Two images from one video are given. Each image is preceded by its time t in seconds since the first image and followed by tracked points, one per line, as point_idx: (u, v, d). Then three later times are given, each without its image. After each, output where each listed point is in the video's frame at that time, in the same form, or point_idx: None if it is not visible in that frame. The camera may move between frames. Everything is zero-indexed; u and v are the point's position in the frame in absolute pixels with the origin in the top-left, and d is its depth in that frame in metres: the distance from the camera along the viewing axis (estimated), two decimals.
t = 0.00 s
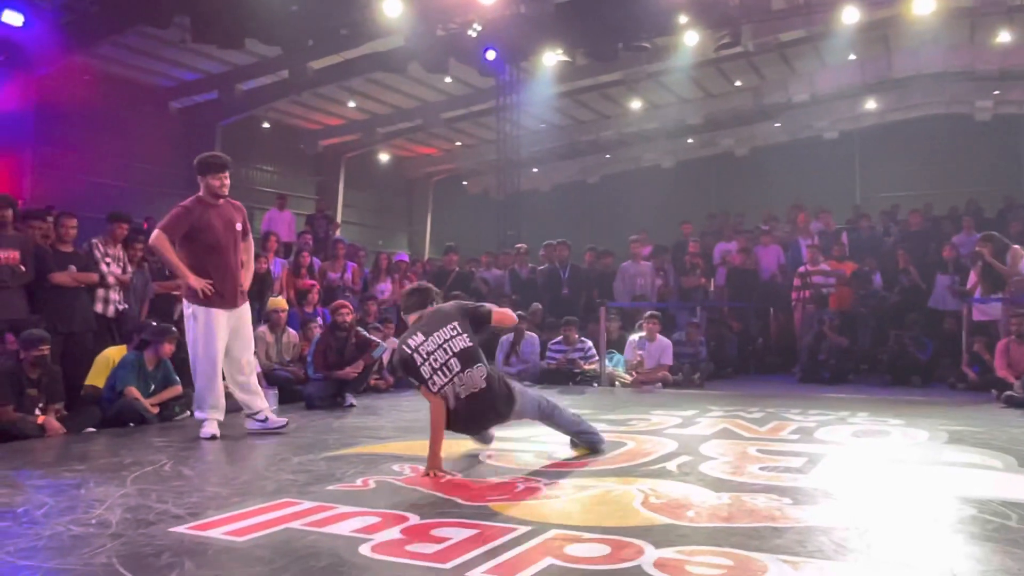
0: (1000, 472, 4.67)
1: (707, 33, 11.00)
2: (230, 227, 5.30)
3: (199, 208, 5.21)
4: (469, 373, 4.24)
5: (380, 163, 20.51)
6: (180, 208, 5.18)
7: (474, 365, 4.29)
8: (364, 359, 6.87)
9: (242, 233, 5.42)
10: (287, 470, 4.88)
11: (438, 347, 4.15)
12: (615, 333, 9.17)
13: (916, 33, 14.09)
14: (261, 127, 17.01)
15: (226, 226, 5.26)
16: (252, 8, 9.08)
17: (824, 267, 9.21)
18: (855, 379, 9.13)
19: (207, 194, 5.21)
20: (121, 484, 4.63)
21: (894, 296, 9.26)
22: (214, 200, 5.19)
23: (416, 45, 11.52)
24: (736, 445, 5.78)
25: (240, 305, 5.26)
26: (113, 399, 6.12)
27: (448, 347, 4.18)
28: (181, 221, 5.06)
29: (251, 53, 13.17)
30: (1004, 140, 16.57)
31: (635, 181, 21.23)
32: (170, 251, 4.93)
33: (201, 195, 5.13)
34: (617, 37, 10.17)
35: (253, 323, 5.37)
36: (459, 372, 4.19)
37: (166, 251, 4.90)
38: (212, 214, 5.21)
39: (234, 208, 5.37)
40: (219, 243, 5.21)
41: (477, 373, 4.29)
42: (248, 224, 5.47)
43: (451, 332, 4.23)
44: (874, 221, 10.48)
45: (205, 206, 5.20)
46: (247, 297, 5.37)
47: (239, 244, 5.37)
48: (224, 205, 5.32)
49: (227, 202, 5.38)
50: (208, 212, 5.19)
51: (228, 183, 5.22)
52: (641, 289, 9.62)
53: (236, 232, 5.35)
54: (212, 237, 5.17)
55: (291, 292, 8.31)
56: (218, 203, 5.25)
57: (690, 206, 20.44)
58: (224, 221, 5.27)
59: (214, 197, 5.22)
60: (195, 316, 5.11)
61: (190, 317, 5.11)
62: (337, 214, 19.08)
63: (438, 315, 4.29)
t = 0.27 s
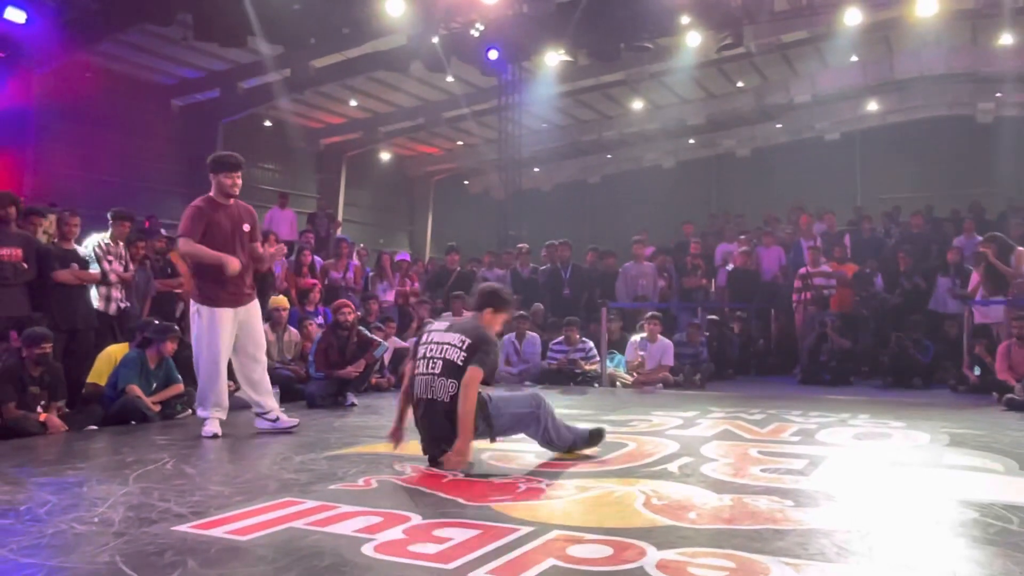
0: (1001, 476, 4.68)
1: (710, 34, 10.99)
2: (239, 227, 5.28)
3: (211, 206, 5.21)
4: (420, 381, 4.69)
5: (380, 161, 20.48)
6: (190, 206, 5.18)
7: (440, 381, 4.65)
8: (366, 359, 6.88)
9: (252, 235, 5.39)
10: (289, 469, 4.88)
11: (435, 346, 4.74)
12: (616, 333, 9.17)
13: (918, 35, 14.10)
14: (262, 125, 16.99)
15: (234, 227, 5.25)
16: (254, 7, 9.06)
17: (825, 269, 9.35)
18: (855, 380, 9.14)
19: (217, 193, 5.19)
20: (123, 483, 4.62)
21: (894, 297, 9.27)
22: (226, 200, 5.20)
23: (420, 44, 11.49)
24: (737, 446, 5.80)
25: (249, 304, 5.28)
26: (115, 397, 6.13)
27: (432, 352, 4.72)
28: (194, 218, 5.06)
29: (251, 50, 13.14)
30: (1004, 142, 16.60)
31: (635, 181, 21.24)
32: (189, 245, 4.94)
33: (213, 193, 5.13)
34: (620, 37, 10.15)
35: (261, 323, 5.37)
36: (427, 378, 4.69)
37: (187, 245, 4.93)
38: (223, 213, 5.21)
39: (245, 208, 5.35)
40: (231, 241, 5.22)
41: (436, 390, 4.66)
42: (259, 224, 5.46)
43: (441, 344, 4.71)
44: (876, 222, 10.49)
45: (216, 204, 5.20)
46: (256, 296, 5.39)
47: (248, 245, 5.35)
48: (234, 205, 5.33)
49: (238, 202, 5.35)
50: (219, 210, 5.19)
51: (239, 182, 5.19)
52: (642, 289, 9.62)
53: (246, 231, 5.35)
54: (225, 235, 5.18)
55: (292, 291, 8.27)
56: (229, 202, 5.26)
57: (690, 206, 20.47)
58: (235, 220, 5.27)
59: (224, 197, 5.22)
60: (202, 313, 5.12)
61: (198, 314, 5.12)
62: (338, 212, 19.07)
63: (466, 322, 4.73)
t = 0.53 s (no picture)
0: (1000, 478, 4.69)
1: (711, 34, 10.97)
2: (253, 227, 5.28)
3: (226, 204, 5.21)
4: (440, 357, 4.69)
5: (381, 160, 20.46)
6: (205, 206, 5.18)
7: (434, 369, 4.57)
8: (365, 358, 6.89)
9: (266, 234, 5.39)
10: (289, 468, 4.88)
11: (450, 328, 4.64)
12: (616, 333, 9.17)
13: (920, 36, 14.07)
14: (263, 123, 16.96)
15: (248, 226, 5.25)
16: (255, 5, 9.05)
17: (825, 271, 9.35)
18: (855, 381, 9.15)
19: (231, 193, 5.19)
20: (123, 481, 4.62)
21: (894, 298, 9.27)
22: (241, 198, 5.19)
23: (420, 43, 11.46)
24: (736, 447, 5.80)
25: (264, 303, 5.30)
26: (115, 395, 6.14)
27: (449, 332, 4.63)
28: (211, 216, 5.06)
29: (251, 47, 13.13)
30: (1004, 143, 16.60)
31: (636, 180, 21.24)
32: (212, 241, 4.96)
33: (227, 192, 5.13)
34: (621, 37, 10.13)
35: (270, 323, 5.36)
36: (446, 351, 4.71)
37: (211, 240, 4.95)
38: (238, 211, 5.22)
39: (258, 208, 5.35)
40: (247, 240, 5.23)
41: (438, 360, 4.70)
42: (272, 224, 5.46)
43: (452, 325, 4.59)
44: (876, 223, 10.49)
45: (231, 203, 5.20)
46: (268, 295, 5.40)
47: (262, 244, 5.35)
48: (248, 205, 5.33)
49: (251, 202, 5.36)
50: (235, 209, 5.20)
51: (252, 181, 5.19)
52: (642, 289, 9.61)
53: (260, 231, 5.35)
54: (241, 234, 5.19)
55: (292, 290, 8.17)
56: (244, 201, 5.27)
57: (690, 205, 20.47)
58: (249, 219, 5.28)
59: (238, 196, 5.22)
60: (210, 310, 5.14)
61: (208, 312, 5.13)
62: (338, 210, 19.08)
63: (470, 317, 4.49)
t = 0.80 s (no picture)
0: (994, 478, 4.70)
1: (709, 34, 10.96)
2: (270, 226, 5.30)
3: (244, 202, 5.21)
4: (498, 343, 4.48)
5: (379, 159, 20.45)
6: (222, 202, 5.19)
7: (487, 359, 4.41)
8: (363, 357, 6.84)
9: (282, 234, 5.40)
10: (285, 467, 4.88)
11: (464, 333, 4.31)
12: (613, 333, 9.18)
13: (918, 37, 14.08)
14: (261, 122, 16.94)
15: (264, 225, 5.26)
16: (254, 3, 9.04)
17: (821, 271, 9.28)
18: (852, 381, 9.16)
19: (248, 190, 5.20)
20: (119, 479, 4.62)
21: (891, 299, 9.28)
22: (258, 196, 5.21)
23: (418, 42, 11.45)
24: (732, 447, 5.81)
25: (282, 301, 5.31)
26: (111, 393, 6.15)
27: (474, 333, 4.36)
28: (229, 214, 5.07)
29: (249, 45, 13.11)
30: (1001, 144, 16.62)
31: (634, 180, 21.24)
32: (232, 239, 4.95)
33: (245, 190, 5.13)
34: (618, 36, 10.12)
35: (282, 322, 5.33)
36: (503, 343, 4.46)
37: (233, 237, 4.95)
38: (255, 209, 5.22)
39: (275, 207, 5.37)
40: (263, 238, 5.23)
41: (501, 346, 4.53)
42: (288, 224, 5.48)
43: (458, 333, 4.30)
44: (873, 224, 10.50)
45: (249, 201, 5.21)
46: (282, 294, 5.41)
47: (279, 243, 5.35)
48: (265, 204, 5.35)
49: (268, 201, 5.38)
50: (253, 207, 5.21)
51: (269, 180, 5.21)
52: (640, 290, 9.61)
53: (276, 230, 5.36)
54: (259, 232, 5.20)
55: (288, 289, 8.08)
56: (261, 199, 5.28)
57: (688, 205, 20.48)
58: (265, 218, 5.29)
59: (255, 194, 5.23)
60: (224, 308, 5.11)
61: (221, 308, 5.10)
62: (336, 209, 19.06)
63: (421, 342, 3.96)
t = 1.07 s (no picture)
0: (995, 482, 4.70)
1: (711, 37, 10.97)
2: (283, 227, 5.32)
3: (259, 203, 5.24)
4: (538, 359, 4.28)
5: (380, 160, 20.45)
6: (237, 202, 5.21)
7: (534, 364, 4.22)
8: (363, 359, 6.84)
9: (296, 236, 5.43)
10: (286, 468, 4.88)
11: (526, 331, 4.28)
12: (614, 335, 9.18)
13: (919, 41, 14.09)
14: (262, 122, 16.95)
15: (278, 226, 5.28)
16: (256, 4, 9.05)
17: (823, 275, 9.41)
18: (852, 384, 9.16)
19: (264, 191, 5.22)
20: (120, 480, 4.61)
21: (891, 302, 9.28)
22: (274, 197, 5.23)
23: (420, 44, 11.46)
24: (733, 450, 5.81)
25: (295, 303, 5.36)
26: (112, 394, 6.15)
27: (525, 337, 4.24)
28: (245, 215, 5.09)
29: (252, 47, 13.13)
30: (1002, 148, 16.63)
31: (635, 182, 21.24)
32: (247, 242, 4.98)
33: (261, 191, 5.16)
34: (620, 39, 10.14)
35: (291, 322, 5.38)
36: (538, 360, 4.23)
37: (248, 240, 4.97)
38: (270, 210, 5.25)
39: (288, 209, 5.39)
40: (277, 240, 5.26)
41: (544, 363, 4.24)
42: (301, 226, 5.50)
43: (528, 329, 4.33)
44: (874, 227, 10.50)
45: (264, 201, 5.24)
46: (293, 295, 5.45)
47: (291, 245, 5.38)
48: (280, 204, 5.36)
49: (283, 202, 5.40)
50: (268, 208, 5.23)
51: (285, 181, 5.22)
52: (639, 292, 9.64)
53: (289, 231, 5.38)
54: (273, 234, 5.23)
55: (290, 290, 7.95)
56: (276, 200, 5.30)
57: (689, 208, 20.49)
58: (280, 219, 5.32)
59: (271, 194, 5.25)
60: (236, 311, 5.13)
61: (235, 309, 5.11)
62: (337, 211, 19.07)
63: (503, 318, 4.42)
